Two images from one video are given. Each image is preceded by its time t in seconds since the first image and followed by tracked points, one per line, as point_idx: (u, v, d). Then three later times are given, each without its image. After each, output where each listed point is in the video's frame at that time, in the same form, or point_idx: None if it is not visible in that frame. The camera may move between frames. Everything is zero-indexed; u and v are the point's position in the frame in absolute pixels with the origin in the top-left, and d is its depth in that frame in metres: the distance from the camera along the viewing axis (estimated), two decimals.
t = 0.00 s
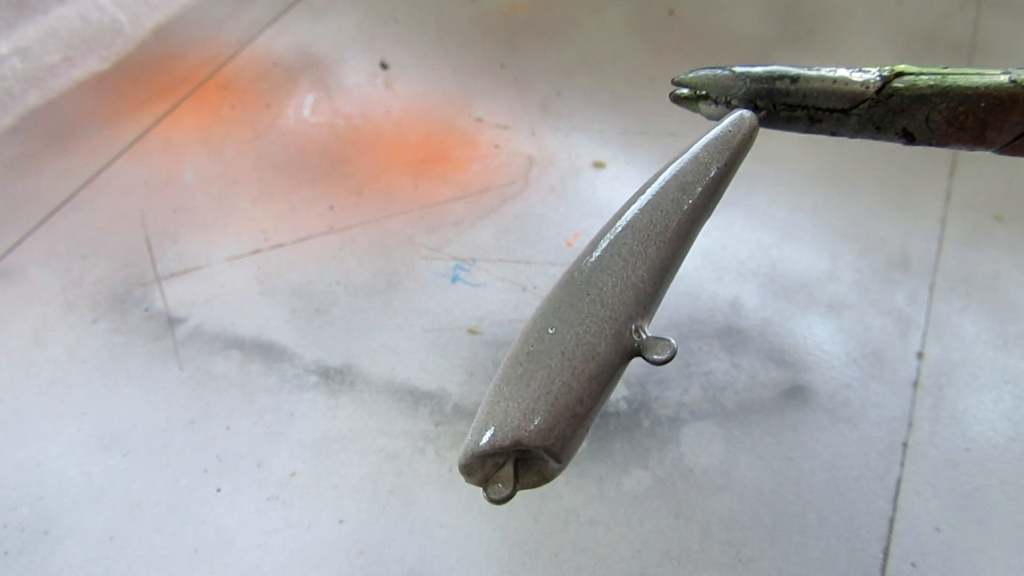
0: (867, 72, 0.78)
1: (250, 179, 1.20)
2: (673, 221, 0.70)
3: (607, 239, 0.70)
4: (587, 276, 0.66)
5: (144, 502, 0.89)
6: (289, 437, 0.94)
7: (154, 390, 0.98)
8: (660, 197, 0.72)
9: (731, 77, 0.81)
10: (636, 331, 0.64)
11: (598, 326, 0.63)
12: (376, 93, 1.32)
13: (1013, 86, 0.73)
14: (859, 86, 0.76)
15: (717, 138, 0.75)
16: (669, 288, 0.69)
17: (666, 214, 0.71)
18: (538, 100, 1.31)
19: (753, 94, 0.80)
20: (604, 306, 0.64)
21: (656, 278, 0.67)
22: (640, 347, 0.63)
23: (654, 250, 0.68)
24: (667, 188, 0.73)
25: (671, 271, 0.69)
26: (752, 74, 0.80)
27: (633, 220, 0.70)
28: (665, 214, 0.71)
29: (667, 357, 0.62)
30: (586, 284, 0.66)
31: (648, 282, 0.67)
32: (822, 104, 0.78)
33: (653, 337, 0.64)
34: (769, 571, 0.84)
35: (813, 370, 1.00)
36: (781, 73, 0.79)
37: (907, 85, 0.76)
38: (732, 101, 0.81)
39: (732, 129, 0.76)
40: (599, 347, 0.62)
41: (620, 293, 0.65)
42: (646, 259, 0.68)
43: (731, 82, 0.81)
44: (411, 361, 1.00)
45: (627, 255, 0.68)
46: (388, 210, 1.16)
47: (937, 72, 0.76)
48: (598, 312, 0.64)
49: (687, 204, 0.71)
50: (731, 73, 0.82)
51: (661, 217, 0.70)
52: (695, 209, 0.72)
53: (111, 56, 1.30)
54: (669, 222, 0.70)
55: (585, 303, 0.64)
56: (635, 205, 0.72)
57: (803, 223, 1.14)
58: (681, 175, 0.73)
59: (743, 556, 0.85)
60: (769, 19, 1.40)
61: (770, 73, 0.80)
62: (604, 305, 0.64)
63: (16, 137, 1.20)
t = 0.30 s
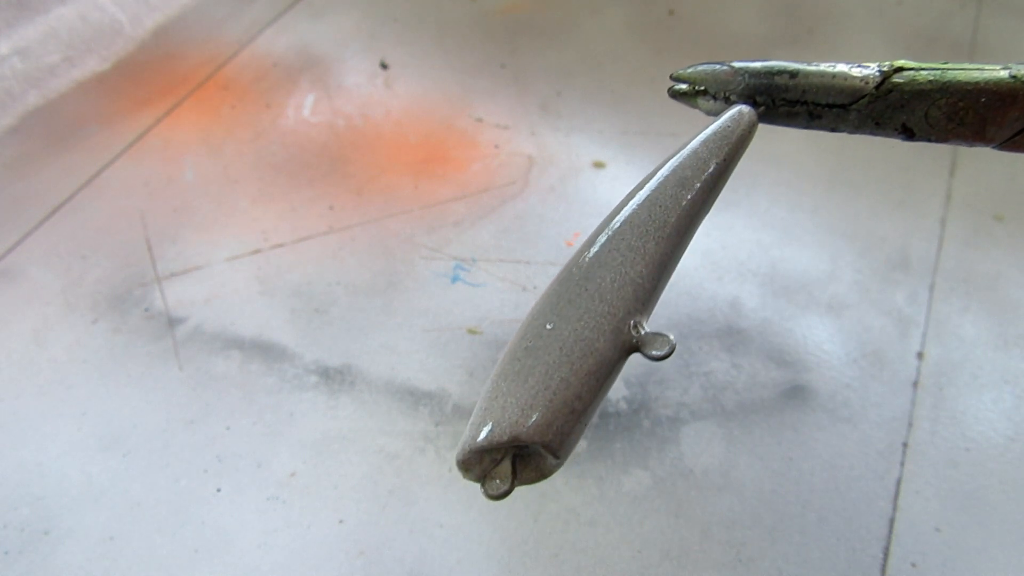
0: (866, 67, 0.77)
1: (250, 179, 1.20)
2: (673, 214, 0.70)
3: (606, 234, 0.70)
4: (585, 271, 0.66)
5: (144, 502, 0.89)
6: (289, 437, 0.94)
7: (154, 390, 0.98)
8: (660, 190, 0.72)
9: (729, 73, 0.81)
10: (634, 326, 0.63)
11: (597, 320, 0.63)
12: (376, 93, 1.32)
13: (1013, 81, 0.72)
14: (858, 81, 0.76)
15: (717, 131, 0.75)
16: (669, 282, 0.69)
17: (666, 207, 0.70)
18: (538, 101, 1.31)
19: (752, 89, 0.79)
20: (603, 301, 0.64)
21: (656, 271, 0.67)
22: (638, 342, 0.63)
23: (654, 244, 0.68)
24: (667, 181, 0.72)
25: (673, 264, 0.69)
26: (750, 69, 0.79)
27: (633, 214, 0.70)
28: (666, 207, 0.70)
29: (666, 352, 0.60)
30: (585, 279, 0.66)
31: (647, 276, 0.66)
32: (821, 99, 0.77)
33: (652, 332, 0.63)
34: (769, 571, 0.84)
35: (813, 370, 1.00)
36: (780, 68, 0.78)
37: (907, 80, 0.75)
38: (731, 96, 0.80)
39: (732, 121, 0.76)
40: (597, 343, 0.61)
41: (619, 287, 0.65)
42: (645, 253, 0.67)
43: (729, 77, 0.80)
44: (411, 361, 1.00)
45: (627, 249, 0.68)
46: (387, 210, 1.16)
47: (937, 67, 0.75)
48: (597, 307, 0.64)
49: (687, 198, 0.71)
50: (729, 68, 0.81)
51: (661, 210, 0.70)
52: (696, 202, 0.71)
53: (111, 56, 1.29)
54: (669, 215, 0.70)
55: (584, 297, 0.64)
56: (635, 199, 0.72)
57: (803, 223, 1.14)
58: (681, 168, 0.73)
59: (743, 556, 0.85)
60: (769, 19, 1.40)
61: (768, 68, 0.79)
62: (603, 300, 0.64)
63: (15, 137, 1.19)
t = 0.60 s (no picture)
0: (897, 44, 0.78)
1: (250, 178, 1.20)
2: (701, 190, 0.71)
3: (634, 207, 0.70)
4: (614, 242, 0.67)
5: (144, 502, 0.89)
6: (289, 437, 0.94)
7: (154, 390, 0.98)
8: (688, 166, 0.73)
9: (759, 48, 0.83)
10: (664, 296, 0.64)
11: (628, 289, 0.63)
12: (376, 93, 1.32)
13: None
14: (888, 57, 0.77)
15: (743, 111, 0.76)
16: (695, 256, 0.70)
17: (694, 182, 0.71)
18: (538, 101, 1.31)
19: (781, 64, 0.81)
20: (633, 270, 0.64)
21: (684, 243, 0.68)
22: (667, 312, 0.63)
23: (683, 217, 0.69)
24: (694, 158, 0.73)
25: (700, 239, 0.70)
26: (780, 44, 0.82)
27: (661, 188, 0.71)
28: (695, 182, 0.71)
29: (695, 323, 0.61)
30: (614, 249, 0.66)
31: (677, 248, 0.67)
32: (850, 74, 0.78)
33: (681, 303, 0.63)
34: (769, 571, 0.84)
35: (813, 370, 1.00)
36: (810, 43, 0.80)
37: (936, 56, 0.75)
38: (759, 70, 0.82)
39: (759, 100, 0.77)
40: (628, 311, 0.62)
41: (649, 258, 0.65)
42: (674, 226, 0.68)
43: (758, 52, 0.83)
44: (411, 361, 1.00)
45: (656, 221, 0.68)
46: (388, 210, 1.16)
47: (967, 44, 0.75)
48: (628, 276, 0.64)
49: (714, 173, 0.72)
50: (759, 43, 0.83)
51: (690, 185, 0.71)
52: (722, 179, 0.72)
53: (111, 56, 1.27)
54: (698, 190, 0.71)
55: (615, 266, 0.65)
56: (662, 174, 0.73)
57: (803, 223, 1.14)
58: (709, 146, 0.74)
59: (743, 556, 0.85)
60: (768, 19, 1.40)
61: (798, 44, 0.81)
62: (634, 269, 0.64)
63: (15, 137, 1.17)
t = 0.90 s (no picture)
0: (903, 26, 0.78)
1: (250, 178, 1.20)
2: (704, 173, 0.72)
3: (635, 191, 0.71)
4: (614, 229, 0.67)
5: (144, 502, 0.89)
6: (289, 437, 0.94)
7: (154, 390, 0.98)
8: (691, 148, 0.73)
9: (762, 30, 0.83)
10: (664, 285, 0.66)
11: (628, 279, 0.64)
12: (376, 93, 1.32)
13: None
14: (894, 40, 0.77)
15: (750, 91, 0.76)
16: (697, 240, 0.71)
17: (697, 165, 0.72)
18: (538, 100, 1.31)
19: (786, 47, 0.82)
20: (633, 259, 0.66)
21: (685, 229, 0.69)
22: (668, 300, 0.65)
23: (684, 203, 0.70)
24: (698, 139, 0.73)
25: (701, 223, 0.71)
26: (784, 26, 0.82)
27: (663, 171, 0.71)
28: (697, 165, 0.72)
29: (697, 312, 0.63)
30: (615, 236, 0.67)
31: (677, 235, 0.68)
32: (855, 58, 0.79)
33: (682, 290, 0.66)
34: (769, 571, 0.84)
35: (813, 370, 1.00)
36: (814, 26, 0.80)
37: (942, 40, 0.76)
38: (764, 53, 0.83)
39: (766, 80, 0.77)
40: (627, 301, 0.63)
41: (650, 245, 0.67)
42: (676, 212, 0.69)
43: (762, 34, 0.83)
44: (411, 361, 1.00)
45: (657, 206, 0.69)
46: (388, 210, 1.16)
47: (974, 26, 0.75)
48: (629, 265, 0.65)
49: (717, 157, 0.72)
50: (762, 25, 0.83)
51: (692, 168, 0.71)
52: (725, 162, 0.73)
53: (111, 56, 1.28)
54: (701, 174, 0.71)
55: (616, 254, 0.66)
56: (665, 156, 0.73)
57: (803, 223, 1.14)
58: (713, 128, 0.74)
59: (743, 556, 0.85)
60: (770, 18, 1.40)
61: (802, 26, 0.81)
62: (635, 257, 0.66)
63: (15, 137, 1.18)
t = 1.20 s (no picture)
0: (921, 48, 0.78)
1: (250, 178, 1.20)
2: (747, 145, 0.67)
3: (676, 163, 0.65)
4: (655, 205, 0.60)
5: (144, 502, 0.89)
6: (289, 437, 0.94)
7: (154, 390, 0.98)
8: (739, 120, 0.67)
9: (787, 29, 0.81)
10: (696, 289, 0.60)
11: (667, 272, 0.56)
12: (376, 93, 1.32)
13: None
14: (912, 62, 0.77)
15: (788, 80, 0.73)
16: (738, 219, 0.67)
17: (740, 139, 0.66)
18: (538, 100, 1.31)
19: (808, 49, 0.80)
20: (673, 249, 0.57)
21: (726, 213, 0.63)
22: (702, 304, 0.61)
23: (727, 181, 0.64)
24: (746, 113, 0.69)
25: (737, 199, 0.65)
26: (809, 29, 0.80)
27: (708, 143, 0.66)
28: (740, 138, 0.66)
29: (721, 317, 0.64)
30: (655, 215, 0.59)
31: (718, 215, 0.62)
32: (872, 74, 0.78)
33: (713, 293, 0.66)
34: (769, 571, 0.84)
35: (813, 370, 1.00)
36: (837, 34, 0.79)
37: (958, 68, 0.76)
38: (784, 54, 0.81)
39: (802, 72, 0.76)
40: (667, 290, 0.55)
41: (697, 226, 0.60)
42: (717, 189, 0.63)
43: (787, 34, 0.80)
44: (411, 361, 1.00)
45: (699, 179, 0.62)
46: (388, 210, 1.16)
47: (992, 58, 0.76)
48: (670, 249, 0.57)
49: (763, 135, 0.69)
50: (788, 24, 0.81)
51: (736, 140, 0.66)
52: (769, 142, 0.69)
53: (111, 56, 1.29)
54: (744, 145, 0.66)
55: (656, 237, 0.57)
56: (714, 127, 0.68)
57: (802, 223, 1.14)
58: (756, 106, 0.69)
59: (743, 556, 0.85)
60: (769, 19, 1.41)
61: (827, 32, 0.79)
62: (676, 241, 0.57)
63: (16, 136, 1.19)
